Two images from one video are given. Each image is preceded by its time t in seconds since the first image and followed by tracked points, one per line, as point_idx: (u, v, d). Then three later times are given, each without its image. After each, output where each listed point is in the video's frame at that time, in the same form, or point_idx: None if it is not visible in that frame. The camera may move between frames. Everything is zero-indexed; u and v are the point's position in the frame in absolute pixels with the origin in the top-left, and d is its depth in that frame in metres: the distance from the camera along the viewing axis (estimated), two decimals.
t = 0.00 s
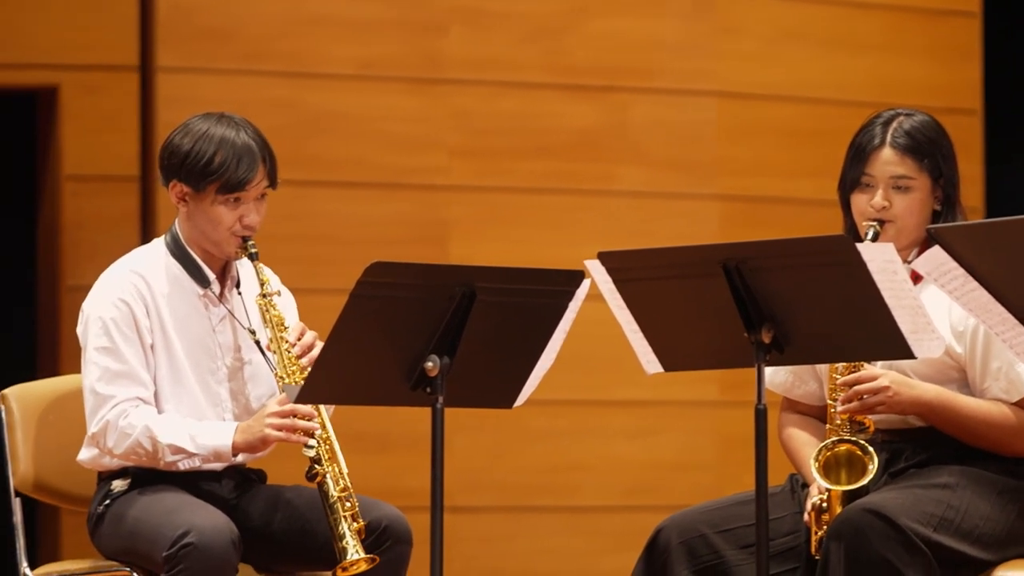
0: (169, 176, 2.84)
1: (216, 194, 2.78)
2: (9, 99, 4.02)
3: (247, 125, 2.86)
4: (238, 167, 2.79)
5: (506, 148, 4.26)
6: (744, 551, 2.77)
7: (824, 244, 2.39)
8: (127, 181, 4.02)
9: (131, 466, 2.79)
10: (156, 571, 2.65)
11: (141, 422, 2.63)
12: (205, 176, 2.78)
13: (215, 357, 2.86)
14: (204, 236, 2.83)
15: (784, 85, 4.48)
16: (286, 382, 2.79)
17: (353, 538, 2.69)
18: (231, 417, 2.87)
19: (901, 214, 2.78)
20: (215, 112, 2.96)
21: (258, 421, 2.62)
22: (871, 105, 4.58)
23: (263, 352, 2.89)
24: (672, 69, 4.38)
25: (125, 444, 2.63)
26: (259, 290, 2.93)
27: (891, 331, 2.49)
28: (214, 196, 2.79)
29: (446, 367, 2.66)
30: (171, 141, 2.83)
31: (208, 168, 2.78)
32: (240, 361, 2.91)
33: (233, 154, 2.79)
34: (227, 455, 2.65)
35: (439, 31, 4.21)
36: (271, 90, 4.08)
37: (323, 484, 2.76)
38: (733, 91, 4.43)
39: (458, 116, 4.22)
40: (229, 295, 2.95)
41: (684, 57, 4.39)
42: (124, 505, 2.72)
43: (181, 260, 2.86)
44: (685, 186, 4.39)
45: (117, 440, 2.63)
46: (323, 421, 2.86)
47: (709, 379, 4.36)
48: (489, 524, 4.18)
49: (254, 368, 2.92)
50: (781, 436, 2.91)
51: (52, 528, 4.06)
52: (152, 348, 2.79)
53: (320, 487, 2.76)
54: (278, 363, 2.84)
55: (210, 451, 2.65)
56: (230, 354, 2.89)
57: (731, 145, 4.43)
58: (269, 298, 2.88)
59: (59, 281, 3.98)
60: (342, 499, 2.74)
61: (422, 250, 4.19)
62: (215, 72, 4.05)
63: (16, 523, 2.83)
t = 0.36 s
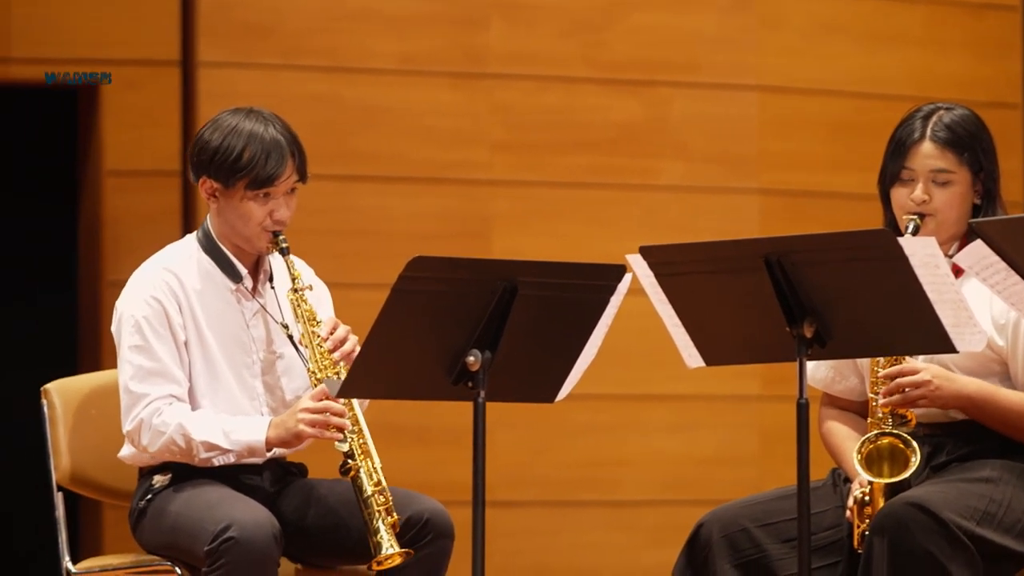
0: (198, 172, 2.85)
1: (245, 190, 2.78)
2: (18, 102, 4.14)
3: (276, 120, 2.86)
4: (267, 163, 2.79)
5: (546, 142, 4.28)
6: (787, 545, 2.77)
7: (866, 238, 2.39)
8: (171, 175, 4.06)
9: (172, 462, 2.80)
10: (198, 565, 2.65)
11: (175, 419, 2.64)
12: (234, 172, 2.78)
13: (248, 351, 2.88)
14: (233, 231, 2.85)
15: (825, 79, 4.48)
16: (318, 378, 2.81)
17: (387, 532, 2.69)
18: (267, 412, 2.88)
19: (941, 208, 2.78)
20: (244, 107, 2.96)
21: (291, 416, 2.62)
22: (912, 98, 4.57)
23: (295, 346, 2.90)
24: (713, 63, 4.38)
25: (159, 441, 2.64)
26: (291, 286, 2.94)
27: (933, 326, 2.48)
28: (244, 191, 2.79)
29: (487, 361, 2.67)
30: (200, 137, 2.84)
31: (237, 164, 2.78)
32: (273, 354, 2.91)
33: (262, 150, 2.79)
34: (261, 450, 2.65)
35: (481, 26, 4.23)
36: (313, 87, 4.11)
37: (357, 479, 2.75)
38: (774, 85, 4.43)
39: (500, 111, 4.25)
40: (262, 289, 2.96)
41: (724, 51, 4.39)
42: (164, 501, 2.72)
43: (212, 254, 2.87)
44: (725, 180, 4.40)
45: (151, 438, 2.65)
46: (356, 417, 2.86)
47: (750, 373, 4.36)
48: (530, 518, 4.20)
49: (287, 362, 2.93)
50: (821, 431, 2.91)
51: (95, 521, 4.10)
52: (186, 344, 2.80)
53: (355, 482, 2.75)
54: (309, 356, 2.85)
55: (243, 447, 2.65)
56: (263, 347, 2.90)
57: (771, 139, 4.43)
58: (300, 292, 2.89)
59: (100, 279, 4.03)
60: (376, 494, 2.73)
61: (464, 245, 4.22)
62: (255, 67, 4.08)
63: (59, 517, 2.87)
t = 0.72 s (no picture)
0: (225, 163, 2.89)
1: (272, 176, 2.81)
2: (19, 102, 4.16)
3: (301, 108, 2.89)
4: (293, 148, 2.82)
5: (586, 136, 4.29)
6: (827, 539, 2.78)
7: (906, 232, 2.39)
8: (208, 169, 4.08)
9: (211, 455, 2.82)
10: (238, 558, 2.67)
11: (210, 408, 2.66)
12: (260, 160, 2.82)
13: (282, 341, 2.90)
14: (262, 219, 2.87)
15: (865, 72, 4.46)
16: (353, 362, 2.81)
17: (427, 508, 2.70)
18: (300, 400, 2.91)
19: (984, 202, 2.77)
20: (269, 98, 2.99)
21: (325, 398, 2.61)
22: (953, 92, 4.55)
23: (328, 334, 2.93)
24: (754, 56, 4.38)
25: (196, 431, 2.66)
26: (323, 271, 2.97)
27: (974, 321, 2.48)
28: (271, 178, 2.82)
29: (528, 355, 2.70)
30: (226, 128, 2.88)
31: (263, 152, 2.81)
32: (304, 343, 2.94)
33: (288, 136, 2.82)
34: (297, 435, 2.66)
35: (521, 20, 4.25)
36: (354, 81, 4.14)
37: (394, 457, 2.77)
38: (814, 78, 4.42)
39: (540, 105, 4.26)
40: (294, 279, 2.99)
41: (764, 44, 4.38)
42: (205, 495, 2.74)
43: (242, 245, 2.90)
44: (765, 174, 4.39)
45: (187, 428, 2.67)
46: (392, 399, 2.87)
47: (790, 367, 4.36)
48: (570, 511, 4.22)
49: (319, 350, 2.96)
50: (860, 423, 2.91)
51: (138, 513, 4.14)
52: (220, 335, 2.82)
53: (392, 460, 2.77)
54: (344, 341, 2.86)
55: (280, 432, 2.66)
56: (295, 337, 2.93)
57: (811, 133, 4.42)
58: (331, 278, 2.92)
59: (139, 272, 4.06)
60: (414, 473, 2.75)
61: (504, 239, 4.24)
62: (296, 62, 4.11)
63: (99, 511, 2.91)
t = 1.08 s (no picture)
0: (274, 162, 2.92)
1: (319, 172, 2.84)
2: (19, 102, 4.22)
3: (347, 107, 2.91)
4: (338, 144, 2.84)
5: (622, 131, 4.29)
6: (862, 535, 2.78)
7: (942, 228, 2.38)
8: (245, 165, 4.11)
9: (247, 451, 2.85)
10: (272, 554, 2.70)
11: (255, 401, 2.68)
12: (307, 156, 2.85)
13: (326, 340, 2.93)
14: (311, 218, 2.89)
15: (900, 67, 4.47)
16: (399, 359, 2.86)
17: (471, 505, 2.73)
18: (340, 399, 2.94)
19: None
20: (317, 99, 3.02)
21: (371, 395, 2.65)
22: (987, 87, 4.57)
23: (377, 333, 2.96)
24: (790, 51, 4.38)
25: (241, 423, 2.68)
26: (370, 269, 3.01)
27: (1008, 313, 2.48)
28: (318, 174, 2.85)
29: (563, 351, 2.70)
30: (273, 128, 2.92)
31: (309, 148, 2.84)
32: (349, 344, 2.97)
33: (331, 133, 2.84)
34: (342, 430, 2.68)
35: (557, 15, 4.26)
36: (390, 75, 4.17)
37: (438, 454, 2.79)
38: (849, 74, 4.42)
39: (575, 100, 4.27)
40: (341, 278, 3.01)
41: (800, 40, 4.38)
42: (242, 490, 2.78)
43: (291, 243, 2.94)
44: (802, 169, 4.39)
45: (231, 421, 2.69)
46: (438, 396, 2.89)
47: (825, 362, 4.37)
48: (606, 507, 4.22)
49: (366, 349, 2.98)
50: (898, 417, 2.90)
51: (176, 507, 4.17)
52: (265, 331, 2.85)
53: (437, 458, 2.79)
54: (391, 339, 2.91)
55: (325, 427, 2.68)
56: (339, 337, 2.96)
57: (847, 129, 4.42)
58: (379, 274, 2.96)
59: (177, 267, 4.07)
60: (458, 470, 2.76)
61: (540, 235, 4.25)
62: (333, 57, 4.14)
63: (135, 506, 2.96)
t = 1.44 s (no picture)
0: (327, 160, 2.91)
1: (373, 176, 2.83)
2: (19, 101, 3.94)
3: (406, 110, 2.90)
4: (396, 150, 2.83)
5: (651, 127, 4.31)
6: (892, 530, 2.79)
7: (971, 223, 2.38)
8: (276, 162, 4.15)
9: (280, 447, 2.88)
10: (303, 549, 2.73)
11: (295, 402, 2.70)
12: (362, 159, 2.84)
13: (368, 342, 2.95)
14: (361, 219, 2.90)
15: (929, 62, 4.47)
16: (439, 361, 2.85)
17: (504, 523, 2.72)
18: (380, 401, 2.95)
19: None
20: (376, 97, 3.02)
21: (413, 405, 2.67)
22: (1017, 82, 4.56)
23: (420, 339, 2.97)
24: (819, 47, 4.37)
25: (279, 423, 2.70)
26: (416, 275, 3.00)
27: None
28: (372, 178, 2.84)
29: (593, 346, 2.72)
30: (329, 125, 2.91)
31: (366, 151, 2.83)
32: (394, 347, 2.99)
33: (391, 137, 2.84)
34: (380, 437, 2.70)
35: (586, 11, 4.27)
36: (418, 72, 4.19)
37: (476, 467, 2.78)
38: (878, 68, 4.42)
39: (604, 95, 4.28)
40: (387, 280, 3.03)
41: (829, 35, 4.38)
42: (273, 485, 2.81)
43: (338, 242, 2.96)
44: (831, 164, 4.39)
45: (270, 420, 2.71)
46: (475, 404, 2.89)
47: (854, 358, 4.37)
48: (636, 502, 4.23)
49: (409, 354, 3.00)
50: (930, 415, 2.91)
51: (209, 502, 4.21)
52: (307, 330, 2.88)
53: (473, 471, 2.79)
54: (432, 347, 2.90)
55: (362, 433, 2.70)
56: (384, 339, 2.98)
57: (877, 124, 4.42)
58: (425, 282, 2.95)
59: (208, 263, 4.10)
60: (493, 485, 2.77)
61: (569, 231, 4.26)
62: (365, 54, 4.17)
63: (165, 503, 2.98)
